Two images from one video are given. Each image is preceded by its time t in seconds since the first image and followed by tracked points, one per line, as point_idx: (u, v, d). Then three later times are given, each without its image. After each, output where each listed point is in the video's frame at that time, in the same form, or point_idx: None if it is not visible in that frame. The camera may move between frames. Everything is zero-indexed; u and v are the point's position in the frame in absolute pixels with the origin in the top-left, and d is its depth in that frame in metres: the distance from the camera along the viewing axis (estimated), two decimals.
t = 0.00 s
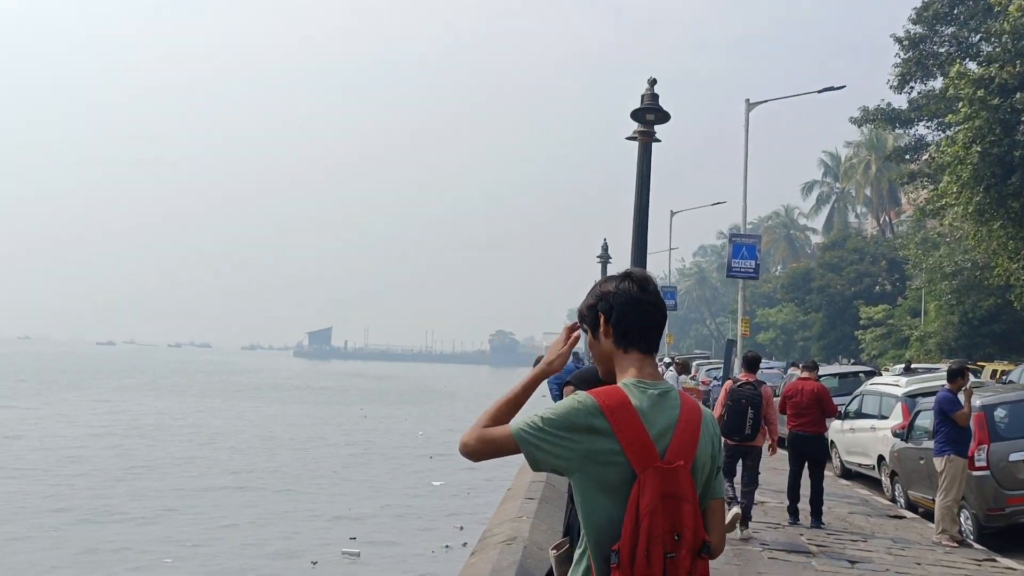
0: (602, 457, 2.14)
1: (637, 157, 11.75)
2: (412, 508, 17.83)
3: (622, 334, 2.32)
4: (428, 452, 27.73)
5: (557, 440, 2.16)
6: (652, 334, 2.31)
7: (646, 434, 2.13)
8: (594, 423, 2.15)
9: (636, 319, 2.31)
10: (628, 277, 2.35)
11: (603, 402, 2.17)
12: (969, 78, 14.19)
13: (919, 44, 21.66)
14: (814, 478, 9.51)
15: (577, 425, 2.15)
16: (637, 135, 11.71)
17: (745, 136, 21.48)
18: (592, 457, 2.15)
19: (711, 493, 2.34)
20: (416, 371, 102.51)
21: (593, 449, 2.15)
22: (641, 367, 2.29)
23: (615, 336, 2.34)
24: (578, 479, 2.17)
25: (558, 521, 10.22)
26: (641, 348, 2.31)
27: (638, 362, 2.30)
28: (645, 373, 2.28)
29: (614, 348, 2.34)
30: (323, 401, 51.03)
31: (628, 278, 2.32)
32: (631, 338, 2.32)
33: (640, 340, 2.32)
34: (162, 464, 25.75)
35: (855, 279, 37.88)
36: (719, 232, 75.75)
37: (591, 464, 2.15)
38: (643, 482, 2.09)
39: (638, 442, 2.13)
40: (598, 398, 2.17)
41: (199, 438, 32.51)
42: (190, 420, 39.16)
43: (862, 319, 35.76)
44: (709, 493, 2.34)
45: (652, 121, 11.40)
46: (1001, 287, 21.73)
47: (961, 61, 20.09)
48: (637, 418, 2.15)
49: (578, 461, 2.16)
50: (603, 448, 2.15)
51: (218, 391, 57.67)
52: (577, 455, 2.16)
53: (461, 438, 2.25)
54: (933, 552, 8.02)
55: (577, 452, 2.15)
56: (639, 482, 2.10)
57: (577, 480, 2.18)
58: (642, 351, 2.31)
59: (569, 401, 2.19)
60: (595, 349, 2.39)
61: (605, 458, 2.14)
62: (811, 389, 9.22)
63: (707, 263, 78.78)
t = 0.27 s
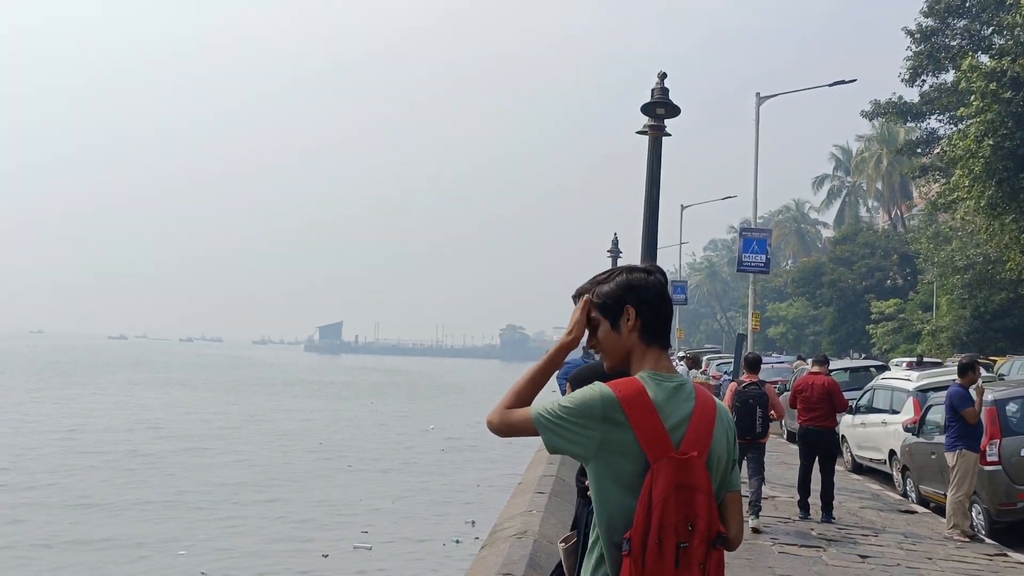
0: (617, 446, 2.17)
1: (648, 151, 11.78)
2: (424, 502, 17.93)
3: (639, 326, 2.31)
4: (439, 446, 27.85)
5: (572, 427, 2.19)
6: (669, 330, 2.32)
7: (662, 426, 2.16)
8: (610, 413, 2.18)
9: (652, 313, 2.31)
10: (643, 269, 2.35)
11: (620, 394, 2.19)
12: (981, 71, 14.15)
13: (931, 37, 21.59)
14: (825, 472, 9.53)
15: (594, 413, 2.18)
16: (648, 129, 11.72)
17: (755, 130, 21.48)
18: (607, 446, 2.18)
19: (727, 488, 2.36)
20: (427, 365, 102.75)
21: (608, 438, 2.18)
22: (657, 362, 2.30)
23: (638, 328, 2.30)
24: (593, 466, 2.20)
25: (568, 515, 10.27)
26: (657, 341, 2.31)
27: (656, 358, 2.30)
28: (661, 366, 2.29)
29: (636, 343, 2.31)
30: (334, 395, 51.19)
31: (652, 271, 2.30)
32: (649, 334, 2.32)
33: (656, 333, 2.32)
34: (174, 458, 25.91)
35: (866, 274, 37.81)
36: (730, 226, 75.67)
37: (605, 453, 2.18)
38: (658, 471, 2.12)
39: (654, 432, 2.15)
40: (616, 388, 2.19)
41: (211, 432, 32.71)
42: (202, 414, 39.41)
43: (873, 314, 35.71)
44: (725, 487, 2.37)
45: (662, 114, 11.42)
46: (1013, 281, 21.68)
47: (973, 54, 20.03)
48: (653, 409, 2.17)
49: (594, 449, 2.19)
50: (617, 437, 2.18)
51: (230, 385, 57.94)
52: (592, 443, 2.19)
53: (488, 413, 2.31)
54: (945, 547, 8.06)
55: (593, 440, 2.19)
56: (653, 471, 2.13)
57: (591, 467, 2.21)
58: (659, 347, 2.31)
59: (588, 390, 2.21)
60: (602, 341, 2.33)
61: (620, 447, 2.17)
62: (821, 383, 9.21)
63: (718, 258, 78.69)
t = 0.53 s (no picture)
0: (639, 441, 2.20)
1: (656, 146, 11.81)
2: (433, 496, 18.04)
3: (649, 324, 2.32)
4: (448, 441, 27.96)
5: (592, 423, 2.21)
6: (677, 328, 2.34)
7: (682, 418, 2.19)
8: (632, 409, 2.20)
9: (661, 309, 2.33)
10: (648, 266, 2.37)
11: (641, 389, 2.22)
12: (991, 66, 14.11)
13: (942, 32, 21.52)
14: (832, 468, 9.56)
15: (615, 409, 2.20)
16: (658, 125, 11.75)
17: (765, 125, 21.46)
18: (626, 440, 2.21)
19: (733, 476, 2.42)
20: (436, 361, 102.92)
21: (629, 431, 2.21)
22: (667, 358, 2.33)
23: (648, 327, 2.32)
24: (612, 461, 2.23)
25: (574, 510, 10.32)
26: (665, 338, 2.34)
27: (665, 356, 2.33)
28: (672, 362, 2.33)
29: (647, 341, 2.33)
30: (343, 391, 51.34)
31: (648, 270, 2.32)
32: (658, 332, 2.34)
33: (664, 330, 2.34)
34: (185, 453, 26.08)
35: (876, 270, 37.74)
36: (739, 222, 75.57)
37: (628, 447, 2.21)
38: (679, 465, 2.16)
39: (674, 425, 2.18)
40: (636, 385, 2.21)
41: (221, 426, 32.90)
42: (212, 409, 39.60)
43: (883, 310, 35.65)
44: (733, 474, 2.43)
45: (671, 110, 11.44)
46: None
47: (984, 49, 19.96)
48: (673, 403, 2.20)
49: (615, 443, 2.21)
50: (638, 432, 2.20)
51: (240, 380, 58.23)
52: (612, 438, 2.21)
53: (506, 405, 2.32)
54: (953, 543, 8.12)
55: (615, 437, 2.21)
56: (675, 464, 2.17)
57: (611, 462, 2.23)
58: (666, 344, 2.34)
59: (607, 386, 2.23)
60: (607, 341, 2.33)
61: (642, 442, 2.20)
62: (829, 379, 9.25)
63: (728, 253, 78.59)
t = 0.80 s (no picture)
0: (648, 438, 2.10)
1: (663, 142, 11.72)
2: (439, 493, 18.00)
3: (637, 328, 2.24)
4: (455, 438, 27.91)
5: (601, 422, 2.11)
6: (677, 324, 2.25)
7: (693, 415, 2.10)
8: (643, 407, 2.10)
9: (652, 309, 2.24)
10: (629, 266, 2.30)
11: (650, 386, 2.12)
12: (1002, 60, 13.97)
13: (952, 27, 21.35)
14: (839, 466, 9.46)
15: (624, 407, 2.10)
16: (664, 121, 11.67)
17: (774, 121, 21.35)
18: (635, 438, 2.11)
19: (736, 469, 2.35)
20: (444, 358, 102.89)
21: (638, 429, 2.10)
22: (670, 355, 2.24)
23: (639, 328, 2.24)
24: (621, 461, 2.13)
25: (576, 507, 10.25)
26: (662, 336, 2.25)
27: (667, 354, 2.24)
28: (675, 358, 2.24)
29: (637, 342, 2.25)
30: (351, 387, 51.37)
31: (638, 266, 2.23)
32: (655, 331, 2.25)
33: (659, 327, 2.26)
34: (192, 449, 26.11)
35: (886, 267, 37.54)
36: (748, 219, 75.30)
37: (640, 446, 2.10)
38: (692, 461, 2.07)
39: (685, 421, 2.09)
40: (643, 382, 2.12)
41: (228, 423, 32.92)
42: (220, 405, 39.64)
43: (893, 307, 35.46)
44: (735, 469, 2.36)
45: (677, 105, 11.34)
46: None
47: (994, 45, 19.81)
48: (680, 399, 2.11)
49: (625, 441, 2.11)
50: (649, 430, 2.10)
51: (247, 377, 58.30)
52: (621, 437, 2.11)
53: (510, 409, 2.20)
54: (960, 541, 8.05)
55: (626, 437, 2.10)
56: (687, 461, 2.08)
57: (620, 462, 2.13)
58: (668, 342, 2.25)
59: (615, 385, 2.13)
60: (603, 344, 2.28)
61: (653, 441, 2.10)
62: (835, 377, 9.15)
63: (736, 250, 78.33)
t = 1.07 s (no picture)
0: (640, 434, 2.22)
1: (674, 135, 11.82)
2: (452, 484, 18.17)
3: (629, 323, 2.38)
4: (467, 430, 28.09)
5: (595, 420, 2.25)
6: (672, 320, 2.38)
7: (684, 411, 2.22)
8: (632, 405, 2.23)
9: (646, 305, 2.37)
10: (626, 263, 2.42)
11: (641, 384, 2.24)
12: (1015, 54, 13.99)
13: (966, 21, 21.31)
14: (847, 458, 9.58)
15: (614, 404, 2.23)
16: (675, 114, 11.77)
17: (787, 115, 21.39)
18: (627, 434, 2.24)
19: (739, 462, 2.45)
20: (456, 350, 103.07)
21: (630, 426, 2.23)
22: (665, 350, 2.36)
23: (633, 324, 2.38)
24: (615, 455, 2.26)
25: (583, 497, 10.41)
26: (657, 333, 2.37)
27: (661, 348, 2.36)
28: (670, 353, 2.36)
29: (631, 337, 2.39)
30: (364, 379, 51.68)
31: (627, 267, 2.36)
32: (649, 324, 2.38)
33: (653, 323, 2.38)
34: (207, 439, 26.43)
35: (899, 260, 37.49)
36: (761, 211, 75.09)
37: (630, 440, 2.24)
38: (683, 455, 2.19)
39: (677, 417, 2.21)
40: (633, 380, 2.24)
41: (243, 414, 33.19)
42: (234, 396, 39.95)
43: (905, 301, 35.42)
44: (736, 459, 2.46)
45: (688, 99, 11.44)
46: None
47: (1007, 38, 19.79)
48: (671, 396, 2.23)
49: (618, 438, 2.24)
50: (639, 424, 2.23)
51: (260, 369, 58.64)
52: (613, 433, 2.24)
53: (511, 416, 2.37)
54: (968, 535, 8.33)
55: (616, 432, 2.24)
56: (679, 456, 2.19)
57: (614, 456, 2.27)
58: (663, 337, 2.37)
59: (605, 381, 2.27)
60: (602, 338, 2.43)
61: (644, 435, 2.22)
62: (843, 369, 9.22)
63: (749, 243, 78.16)
